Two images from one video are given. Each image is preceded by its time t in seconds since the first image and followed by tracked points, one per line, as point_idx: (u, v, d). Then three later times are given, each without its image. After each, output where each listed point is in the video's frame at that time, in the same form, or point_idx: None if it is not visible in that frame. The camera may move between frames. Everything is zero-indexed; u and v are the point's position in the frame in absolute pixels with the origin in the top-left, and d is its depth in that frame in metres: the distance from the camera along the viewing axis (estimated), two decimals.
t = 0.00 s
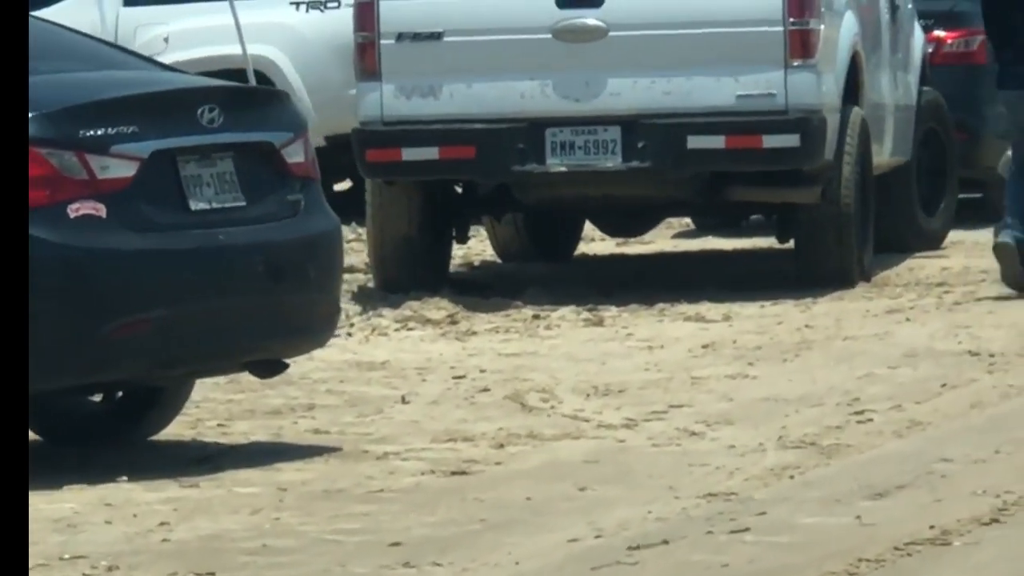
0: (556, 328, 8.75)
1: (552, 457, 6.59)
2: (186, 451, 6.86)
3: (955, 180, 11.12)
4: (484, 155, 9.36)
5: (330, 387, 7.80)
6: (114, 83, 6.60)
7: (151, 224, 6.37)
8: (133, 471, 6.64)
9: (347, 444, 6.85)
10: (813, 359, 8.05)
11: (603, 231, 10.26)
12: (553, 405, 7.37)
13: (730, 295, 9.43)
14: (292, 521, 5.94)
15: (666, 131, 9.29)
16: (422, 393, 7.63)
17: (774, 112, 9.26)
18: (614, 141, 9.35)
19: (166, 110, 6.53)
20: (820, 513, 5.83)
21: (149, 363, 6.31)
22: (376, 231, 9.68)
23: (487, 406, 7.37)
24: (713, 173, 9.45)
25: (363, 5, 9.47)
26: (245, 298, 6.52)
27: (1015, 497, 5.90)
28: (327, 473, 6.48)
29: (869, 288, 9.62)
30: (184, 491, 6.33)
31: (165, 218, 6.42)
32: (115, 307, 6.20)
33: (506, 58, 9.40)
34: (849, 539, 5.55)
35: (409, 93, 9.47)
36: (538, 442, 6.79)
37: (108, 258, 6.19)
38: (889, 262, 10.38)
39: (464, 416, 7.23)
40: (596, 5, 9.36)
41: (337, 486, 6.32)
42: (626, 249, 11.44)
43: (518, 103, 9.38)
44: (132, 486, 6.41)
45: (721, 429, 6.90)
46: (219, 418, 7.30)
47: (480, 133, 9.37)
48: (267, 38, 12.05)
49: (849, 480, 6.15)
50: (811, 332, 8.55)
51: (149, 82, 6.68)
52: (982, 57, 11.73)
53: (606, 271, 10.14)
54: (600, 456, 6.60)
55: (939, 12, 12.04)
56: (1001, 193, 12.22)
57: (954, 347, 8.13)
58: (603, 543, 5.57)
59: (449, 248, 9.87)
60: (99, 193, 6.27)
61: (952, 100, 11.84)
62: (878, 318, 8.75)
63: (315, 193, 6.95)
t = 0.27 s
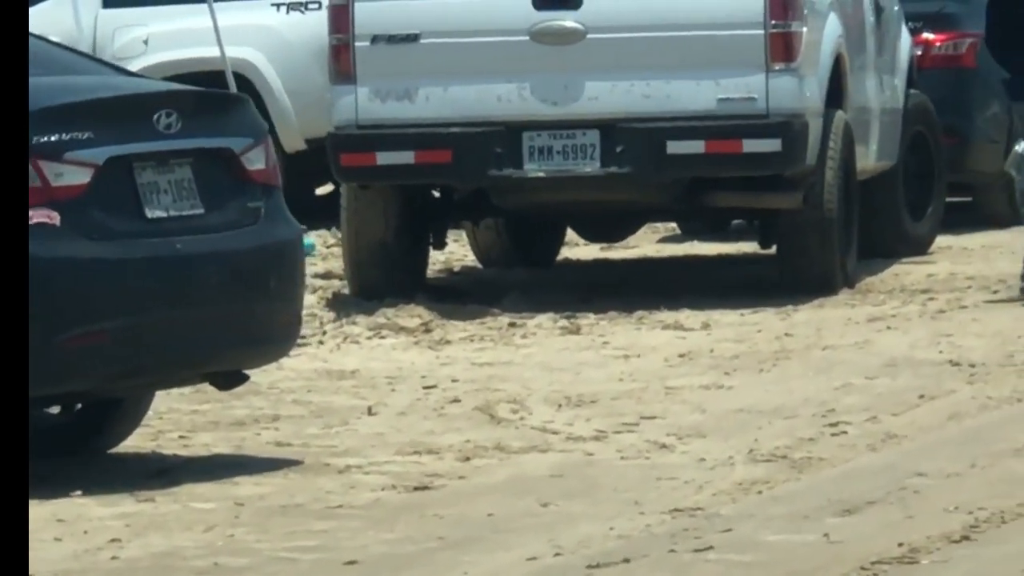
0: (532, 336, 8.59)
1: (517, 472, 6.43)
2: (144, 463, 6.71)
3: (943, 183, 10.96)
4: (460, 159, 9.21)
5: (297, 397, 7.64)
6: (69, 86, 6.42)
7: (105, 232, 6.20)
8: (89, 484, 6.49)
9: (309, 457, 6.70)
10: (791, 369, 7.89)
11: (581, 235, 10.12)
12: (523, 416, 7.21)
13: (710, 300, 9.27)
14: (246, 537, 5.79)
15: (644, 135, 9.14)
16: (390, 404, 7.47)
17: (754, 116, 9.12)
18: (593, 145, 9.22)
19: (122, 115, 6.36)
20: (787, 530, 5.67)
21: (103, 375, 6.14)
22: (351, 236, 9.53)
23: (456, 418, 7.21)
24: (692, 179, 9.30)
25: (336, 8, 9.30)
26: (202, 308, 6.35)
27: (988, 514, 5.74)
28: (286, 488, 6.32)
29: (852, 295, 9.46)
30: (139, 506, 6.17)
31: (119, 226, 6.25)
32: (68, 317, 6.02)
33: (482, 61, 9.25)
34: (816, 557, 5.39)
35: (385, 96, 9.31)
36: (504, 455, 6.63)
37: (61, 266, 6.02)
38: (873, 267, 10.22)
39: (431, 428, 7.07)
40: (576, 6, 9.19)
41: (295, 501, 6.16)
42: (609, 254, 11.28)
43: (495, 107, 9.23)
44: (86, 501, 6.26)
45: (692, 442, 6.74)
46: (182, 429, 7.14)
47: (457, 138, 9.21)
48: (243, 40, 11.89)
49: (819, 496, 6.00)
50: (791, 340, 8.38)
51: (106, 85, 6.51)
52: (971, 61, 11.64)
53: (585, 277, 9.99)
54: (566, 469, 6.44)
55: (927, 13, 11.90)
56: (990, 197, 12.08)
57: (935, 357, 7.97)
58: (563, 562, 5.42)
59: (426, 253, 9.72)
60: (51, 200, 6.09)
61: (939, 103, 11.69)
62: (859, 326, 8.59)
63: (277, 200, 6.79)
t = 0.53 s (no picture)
0: (507, 343, 8.46)
1: (482, 483, 6.30)
2: (104, 474, 6.58)
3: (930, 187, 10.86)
4: (438, 162, 9.07)
5: (264, 406, 7.51)
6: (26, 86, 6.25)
7: (62, 240, 6.04)
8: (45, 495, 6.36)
9: (271, 468, 6.57)
10: (768, 376, 7.75)
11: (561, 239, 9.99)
12: (492, 426, 7.08)
13: (690, 306, 9.16)
14: (200, 552, 5.65)
15: (624, 138, 9.00)
16: (358, 413, 7.34)
17: (735, 118, 8.98)
18: (571, 148, 9.06)
19: (80, 120, 6.20)
20: (753, 545, 5.54)
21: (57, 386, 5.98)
22: (327, 241, 9.38)
23: (423, 427, 7.08)
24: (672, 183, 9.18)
25: (312, 8, 9.19)
26: (159, 317, 6.21)
27: (959, 529, 5.61)
28: (245, 500, 6.19)
29: (834, 300, 9.33)
30: (94, 519, 6.04)
31: (76, 234, 6.10)
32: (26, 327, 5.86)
33: (459, 63, 9.12)
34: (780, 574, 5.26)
35: (360, 99, 9.19)
36: (469, 467, 6.50)
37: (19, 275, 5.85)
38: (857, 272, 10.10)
39: (398, 437, 6.94)
40: (554, 8, 9.05)
41: (253, 514, 6.03)
42: (593, 257, 11.14)
43: (473, 110, 9.10)
44: (41, 514, 6.13)
45: (662, 452, 6.61)
46: (144, 438, 7.01)
47: (434, 141, 9.08)
48: (231, 39, 11.78)
49: (788, 509, 5.86)
50: (769, 346, 8.25)
51: (63, 87, 6.35)
52: (959, 61, 11.72)
53: (566, 282, 9.86)
54: (532, 481, 6.31)
55: (915, 14, 11.89)
56: (979, 199, 12.10)
57: (914, 364, 7.83)
58: None
59: (404, 258, 9.62)
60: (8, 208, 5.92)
61: (926, 105, 11.73)
62: (839, 332, 8.46)
63: (237, 207, 6.65)
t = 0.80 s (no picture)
0: (482, 349, 8.33)
1: (446, 495, 6.17)
2: (62, 485, 6.45)
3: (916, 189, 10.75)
4: (414, 166, 8.95)
5: (230, 414, 7.39)
6: None
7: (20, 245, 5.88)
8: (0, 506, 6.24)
9: (232, 479, 6.44)
10: (744, 383, 7.63)
11: (540, 242, 9.86)
12: (461, 434, 6.95)
13: (670, 311, 9.03)
14: (154, 566, 5.53)
15: (602, 140, 8.87)
16: (326, 422, 7.22)
17: (715, 121, 8.86)
18: (549, 150, 8.93)
19: (39, 122, 6.02)
20: (718, 560, 5.41)
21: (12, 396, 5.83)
22: (302, 245, 9.24)
23: (391, 436, 6.96)
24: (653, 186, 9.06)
25: (286, 9, 9.06)
26: (116, 325, 6.06)
27: (928, 543, 5.48)
28: (203, 512, 6.07)
29: (817, 305, 9.21)
30: (48, 532, 5.92)
31: (34, 238, 5.93)
32: None
33: (436, 65, 8.99)
34: None
35: (336, 101, 9.06)
36: (434, 477, 6.38)
37: None
38: (841, 277, 10.01)
39: (364, 447, 6.81)
40: (531, 8, 8.93)
41: (211, 527, 5.91)
42: (576, 261, 11.02)
43: (449, 112, 8.98)
44: None
45: (631, 463, 6.49)
46: (106, 449, 6.89)
47: (410, 144, 8.95)
48: (211, 41, 11.67)
49: (755, 523, 5.74)
50: (747, 353, 8.13)
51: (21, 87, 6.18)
52: (947, 61, 11.67)
53: (546, 286, 9.73)
54: (497, 492, 6.19)
55: (903, 14, 11.85)
56: (967, 202, 11.99)
57: (894, 371, 7.71)
58: None
59: (381, 261, 9.49)
60: None
61: (914, 106, 11.68)
62: (819, 338, 8.33)
63: (197, 214, 6.51)
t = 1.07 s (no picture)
0: (457, 355, 8.19)
1: (409, 507, 6.03)
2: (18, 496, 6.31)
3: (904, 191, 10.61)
4: (390, 169, 8.81)
5: (197, 422, 7.25)
6: None
7: None
8: None
9: (193, 490, 6.30)
10: (722, 390, 7.49)
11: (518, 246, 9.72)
12: (429, 444, 6.81)
13: (650, 316, 8.89)
14: None
15: (581, 143, 8.72)
16: (293, 431, 7.08)
17: (696, 122, 8.74)
18: (527, 153, 8.81)
19: None
20: None
21: None
22: (277, 248, 9.10)
23: (357, 446, 6.82)
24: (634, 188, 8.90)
25: (262, 9, 8.92)
26: (72, 334, 5.91)
27: (899, 559, 5.34)
28: (160, 526, 5.93)
29: (800, 309, 9.06)
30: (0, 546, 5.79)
31: None
32: None
33: (413, 66, 8.86)
34: None
35: (311, 102, 8.93)
36: (398, 489, 6.24)
37: None
38: (826, 280, 9.87)
39: (329, 457, 6.67)
40: (508, 8, 8.78)
41: (166, 541, 5.77)
42: (560, 264, 10.87)
43: (426, 114, 8.85)
44: None
45: (601, 474, 6.35)
46: (67, 458, 6.75)
47: (386, 145, 8.82)
48: (187, 41, 11.54)
49: (723, 538, 5.60)
50: (726, 359, 7.99)
51: None
52: (936, 62, 11.55)
53: (526, 290, 9.59)
54: (462, 505, 6.05)
55: (891, 14, 11.74)
56: (956, 204, 11.84)
57: (874, 378, 7.56)
58: None
59: (358, 265, 9.35)
60: None
61: (903, 107, 11.55)
62: (800, 345, 8.19)
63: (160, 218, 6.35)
